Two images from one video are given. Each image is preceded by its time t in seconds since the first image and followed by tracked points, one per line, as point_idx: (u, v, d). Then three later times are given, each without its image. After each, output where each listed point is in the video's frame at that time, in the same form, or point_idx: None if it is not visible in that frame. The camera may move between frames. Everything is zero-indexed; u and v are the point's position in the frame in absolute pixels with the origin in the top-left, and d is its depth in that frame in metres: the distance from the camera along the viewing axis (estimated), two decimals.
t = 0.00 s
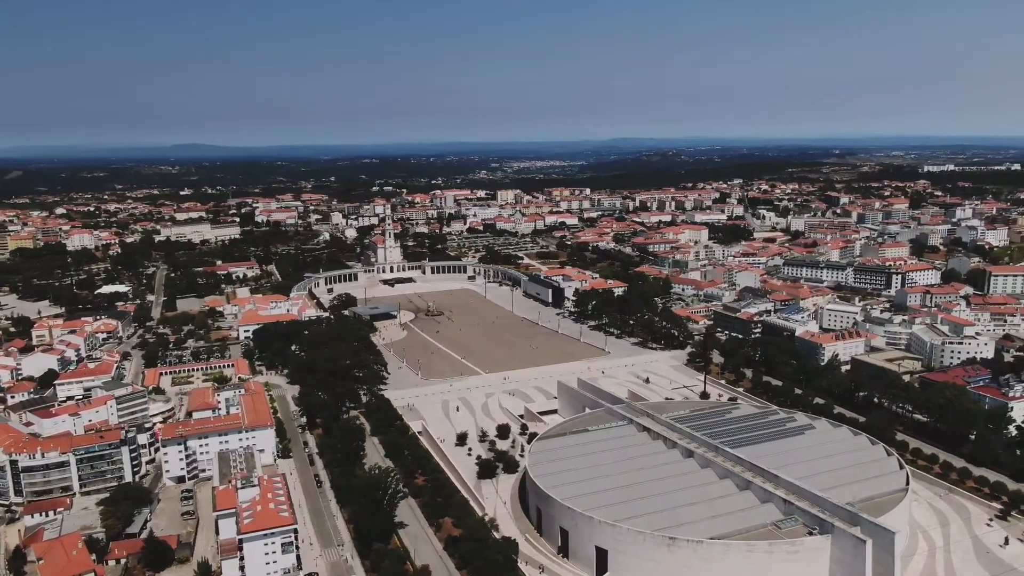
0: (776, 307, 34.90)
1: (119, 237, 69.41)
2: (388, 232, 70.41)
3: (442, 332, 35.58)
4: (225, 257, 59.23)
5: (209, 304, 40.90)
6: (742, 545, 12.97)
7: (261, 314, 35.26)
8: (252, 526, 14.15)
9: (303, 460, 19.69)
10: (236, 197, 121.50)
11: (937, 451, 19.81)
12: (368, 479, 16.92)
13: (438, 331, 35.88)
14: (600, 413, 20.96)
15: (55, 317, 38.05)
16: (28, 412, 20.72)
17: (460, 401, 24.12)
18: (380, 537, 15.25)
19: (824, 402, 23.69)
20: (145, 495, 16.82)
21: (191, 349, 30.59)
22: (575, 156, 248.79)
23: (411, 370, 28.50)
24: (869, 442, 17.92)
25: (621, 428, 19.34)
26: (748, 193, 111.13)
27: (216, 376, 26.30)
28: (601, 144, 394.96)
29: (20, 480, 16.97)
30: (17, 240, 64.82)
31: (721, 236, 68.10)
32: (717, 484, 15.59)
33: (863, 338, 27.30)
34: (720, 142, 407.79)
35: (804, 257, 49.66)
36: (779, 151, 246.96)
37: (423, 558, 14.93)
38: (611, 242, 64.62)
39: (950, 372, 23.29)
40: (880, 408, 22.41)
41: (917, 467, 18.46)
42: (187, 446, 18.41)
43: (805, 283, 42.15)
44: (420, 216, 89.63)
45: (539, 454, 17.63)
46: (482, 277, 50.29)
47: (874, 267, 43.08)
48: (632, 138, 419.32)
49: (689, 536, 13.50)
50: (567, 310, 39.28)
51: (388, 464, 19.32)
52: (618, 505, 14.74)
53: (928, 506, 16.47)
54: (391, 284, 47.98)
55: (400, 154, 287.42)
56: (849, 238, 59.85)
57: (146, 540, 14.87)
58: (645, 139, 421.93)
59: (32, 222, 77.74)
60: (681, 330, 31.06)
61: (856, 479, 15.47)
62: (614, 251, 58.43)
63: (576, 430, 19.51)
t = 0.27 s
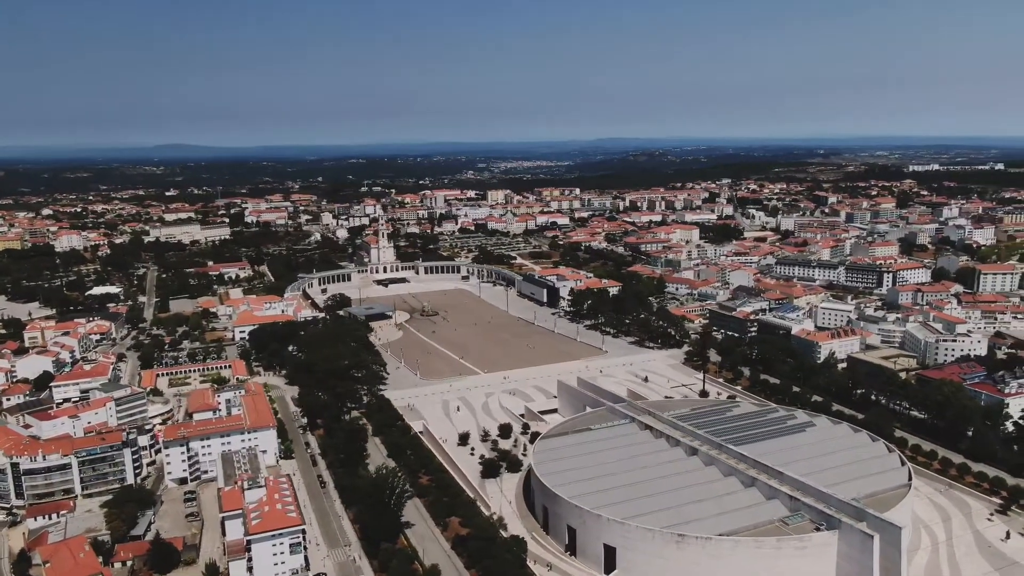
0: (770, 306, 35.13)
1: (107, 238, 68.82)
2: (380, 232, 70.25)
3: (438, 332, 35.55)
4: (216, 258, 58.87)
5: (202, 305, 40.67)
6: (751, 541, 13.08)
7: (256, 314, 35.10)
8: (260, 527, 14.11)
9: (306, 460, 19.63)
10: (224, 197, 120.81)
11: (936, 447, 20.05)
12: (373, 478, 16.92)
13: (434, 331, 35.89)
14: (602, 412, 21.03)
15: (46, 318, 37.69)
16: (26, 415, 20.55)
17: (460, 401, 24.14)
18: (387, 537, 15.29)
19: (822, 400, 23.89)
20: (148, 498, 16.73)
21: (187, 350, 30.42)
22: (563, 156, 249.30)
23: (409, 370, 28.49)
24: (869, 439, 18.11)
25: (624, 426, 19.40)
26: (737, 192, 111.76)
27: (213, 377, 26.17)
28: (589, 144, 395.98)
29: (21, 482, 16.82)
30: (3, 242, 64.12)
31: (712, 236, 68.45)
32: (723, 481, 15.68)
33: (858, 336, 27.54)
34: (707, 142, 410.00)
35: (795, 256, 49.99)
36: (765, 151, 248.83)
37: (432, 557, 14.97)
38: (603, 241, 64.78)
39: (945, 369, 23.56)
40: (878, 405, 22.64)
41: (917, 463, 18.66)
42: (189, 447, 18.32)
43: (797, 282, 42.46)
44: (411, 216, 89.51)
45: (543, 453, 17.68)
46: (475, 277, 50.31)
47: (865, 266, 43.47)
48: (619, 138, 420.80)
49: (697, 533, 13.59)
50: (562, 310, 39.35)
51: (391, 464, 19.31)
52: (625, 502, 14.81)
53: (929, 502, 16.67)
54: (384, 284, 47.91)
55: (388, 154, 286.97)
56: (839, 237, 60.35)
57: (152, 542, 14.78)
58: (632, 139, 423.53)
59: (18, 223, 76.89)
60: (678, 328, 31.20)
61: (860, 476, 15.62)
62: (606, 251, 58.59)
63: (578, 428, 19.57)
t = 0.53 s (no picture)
0: (767, 304, 35.33)
1: (98, 239, 68.32)
2: (374, 232, 70.08)
3: (435, 333, 35.55)
4: (209, 259, 58.58)
5: (197, 306, 40.49)
6: (759, 538, 13.18)
7: (253, 315, 34.97)
8: (269, 527, 14.09)
9: (310, 461, 19.59)
10: (215, 198, 120.15)
11: (935, 444, 20.26)
12: (380, 478, 16.91)
13: (431, 331, 35.89)
14: (605, 411, 21.09)
15: (40, 320, 37.43)
16: (26, 417, 20.42)
17: (461, 401, 24.16)
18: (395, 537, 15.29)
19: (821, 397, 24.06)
20: (153, 499, 16.66)
21: (185, 352, 30.28)
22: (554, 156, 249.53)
23: (408, 371, 28.48)
24: (870, 436, 18.27)
25: (627, 425, 19.47)
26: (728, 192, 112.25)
27: (213, 378, 26.08)
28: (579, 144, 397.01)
29: (24, 485, 16.71)
30: None
31: (705, 235, 68.72)
32: (729, 478, 15.78)
33: (855, 334, 27.75)
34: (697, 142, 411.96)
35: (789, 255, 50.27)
36: (754, 151, 250.20)
37: (440, 556, 15.00)
38: (597, 241, 64.92)
39: (943, 367, 23.78)
40: (877, 403, 22.83)
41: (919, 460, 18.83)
42: (192, 448, 18.23)
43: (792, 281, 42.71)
44: (404, 217, 89.37)
45: (548, 452, 17.72)
46: (470, 277, 50.32)
47: (858, 265, 43.79)
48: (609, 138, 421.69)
49: (706, 530, 13.68)
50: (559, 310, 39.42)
51: (395, 463, 19.31)
52: (633, 501, 14.87)
53: (931, 498, 16.84)
54: (380, 285, 47.84)
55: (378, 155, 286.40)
56: (831, 237, 60.81)
57: (159, 544, 14.72)
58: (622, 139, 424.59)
59: (7, 224, 76.19)
60: (675, 328, 31.33)
61: (864, 472, 15.77)
62: (601, 250, 58.74)
63: (582, 427, 19.62)
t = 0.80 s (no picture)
0: (761, 303, 35.56)
1: (86, 240, 67.70)
2: (365, 232, 69.88)
3: (432, 332, 35.51)
4: (200, 260, 58.22)
5: (191, 307, 40.25)
6: (768, 534, 13.29)
7: (248, 316, 34.80)
8: (277, 528, 14.05)
9: (312, 462, 19.55)
10: (203, 198, 119.34)
11: (933, 441, 20.47)
12: (385, 478, 16.89)
13: (427, 331, 35.86)
14: (607, 408, 21.17)
15: (32, 322, 37.09)
16: (24, 420, 20.25)
17: (461, 401, 24.17)
18: (403, 537, 15.29)
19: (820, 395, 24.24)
20: (156, 502, 16.57)
21: (180, 353, 30.09)
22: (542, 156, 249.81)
23: (407, 371, 28.46)
24: (870, 432, 18.45)
25: (629, 423, 19.53)
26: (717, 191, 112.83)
27: (210, 380, 25.95)
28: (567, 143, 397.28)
29: (26, 487, 16.58)
30: None
31: (696, 235, 69.03)
32: (733, 475, 15.89)
33: (850, 332, 28.00)
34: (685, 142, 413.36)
35: (781, 254, 50.61)
36: (740, 151, 251.71)
37: (448, 556, 15.02)
38: (589, 241, 65.06)
39: (939, 364, 24.03)
40: (875, 400, 23.04)
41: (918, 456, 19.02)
42: (195, 450, 18.14)
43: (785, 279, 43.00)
44: (395, 216, 89.20)
45: (552, 451, 17.75)
46: (464, 277, 50.31)
47: (850, 264, 44.17)
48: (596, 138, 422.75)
49: (714, 527, 13.78)
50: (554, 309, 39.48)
51: (398, 464, 19.28)
52: (640, 499, 14.93)
53: (932, 494, 17.03)
54: (373, 285, 47.75)
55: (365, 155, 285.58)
56: (822, 236, 61.26)
57: (165, 546, 14.65)
58: (609, 139, 425.71)
59: None
60: (672, 326, 31.51)
61: (866, 469, 15.93)
62: (593, 250, 58.91)
63: (584, 426, 19.67)
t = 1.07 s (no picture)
0: (755, 302, 35.80)
1: (73, 241, 66.95)
2: (356, 232, 69.61)
3: (427, 333, 35.48)
4: (189, 261, 57.76)
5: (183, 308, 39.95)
6: (775, 530, 13.42)
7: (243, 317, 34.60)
8: (285, 529, 14.00)
9: (314, 463, 19.50)
10: (189, 198, 118.35)
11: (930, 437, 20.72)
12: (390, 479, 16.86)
13: (422, 331, 35.83)
14: (608, 407, 21.26)
15: (21, 323, 36.67)
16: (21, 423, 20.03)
17: (461, 400, 24.17)
18: (410, 537, 15.29)
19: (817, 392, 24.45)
20: (160, 504, 16.47)
21: (175, 354, 29.86)
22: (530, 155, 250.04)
23: (404, 371, 28.43)
24: (869, 429, 18.65)
25: (630, 422, 19.61)
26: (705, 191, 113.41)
27: (207, 381, 25.79)
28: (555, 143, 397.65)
29: (27, 491, 16.41)
30: None
31: (686, 234, 69.32)
32: (737, 473, 16.01)
33: (844, 330, 28.26)
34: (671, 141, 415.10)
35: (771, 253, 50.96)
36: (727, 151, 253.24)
37: (455, 555, 15.04)
38: (580, 241, 65.19)
39: (933, 361, 24.32)
40: (871, 397, 23.29)
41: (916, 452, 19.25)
42: (197, 451, 18.03)
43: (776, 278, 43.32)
44: (385, 217, 88.95)
45: (556, 450, 17.80)
46: (457, 277, 50.27)
47: (840, 263, 44.57)
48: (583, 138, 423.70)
49: (722, 524, 13.89)
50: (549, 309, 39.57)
51: (401, 464, 19.27)
52: (646, 497, 15.01)
53: (931, 489, 17.25)
54: (366, 285, 47.62)
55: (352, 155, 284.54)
56: (811, 235, 61.77)
57: (171, 547, 14.56)
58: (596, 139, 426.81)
59: None
60: (667, 325, 31.68)
61: (868, 465, 16.11)
62: (585, 249, 59.06)
63: (586, 424, 19.75)
